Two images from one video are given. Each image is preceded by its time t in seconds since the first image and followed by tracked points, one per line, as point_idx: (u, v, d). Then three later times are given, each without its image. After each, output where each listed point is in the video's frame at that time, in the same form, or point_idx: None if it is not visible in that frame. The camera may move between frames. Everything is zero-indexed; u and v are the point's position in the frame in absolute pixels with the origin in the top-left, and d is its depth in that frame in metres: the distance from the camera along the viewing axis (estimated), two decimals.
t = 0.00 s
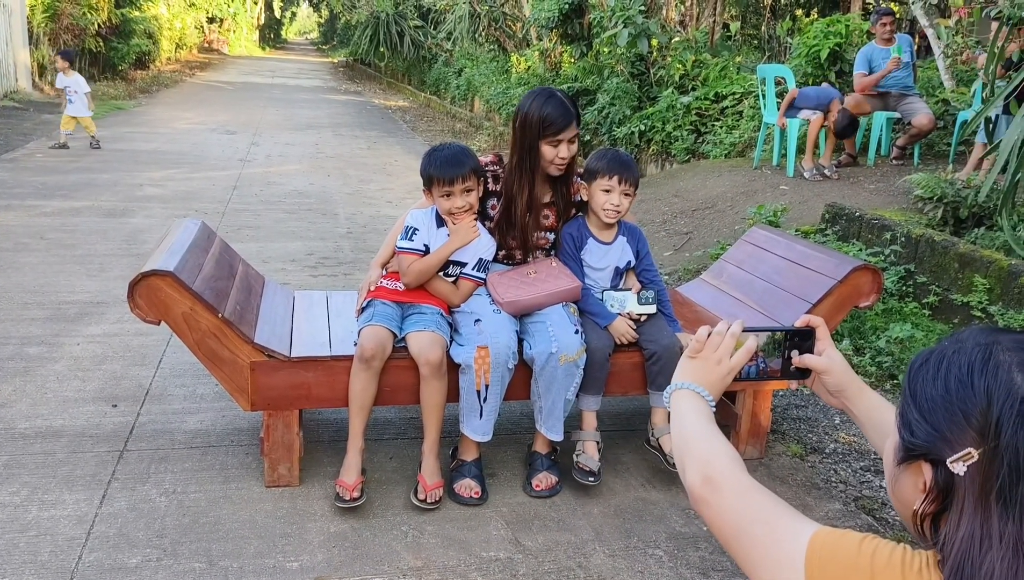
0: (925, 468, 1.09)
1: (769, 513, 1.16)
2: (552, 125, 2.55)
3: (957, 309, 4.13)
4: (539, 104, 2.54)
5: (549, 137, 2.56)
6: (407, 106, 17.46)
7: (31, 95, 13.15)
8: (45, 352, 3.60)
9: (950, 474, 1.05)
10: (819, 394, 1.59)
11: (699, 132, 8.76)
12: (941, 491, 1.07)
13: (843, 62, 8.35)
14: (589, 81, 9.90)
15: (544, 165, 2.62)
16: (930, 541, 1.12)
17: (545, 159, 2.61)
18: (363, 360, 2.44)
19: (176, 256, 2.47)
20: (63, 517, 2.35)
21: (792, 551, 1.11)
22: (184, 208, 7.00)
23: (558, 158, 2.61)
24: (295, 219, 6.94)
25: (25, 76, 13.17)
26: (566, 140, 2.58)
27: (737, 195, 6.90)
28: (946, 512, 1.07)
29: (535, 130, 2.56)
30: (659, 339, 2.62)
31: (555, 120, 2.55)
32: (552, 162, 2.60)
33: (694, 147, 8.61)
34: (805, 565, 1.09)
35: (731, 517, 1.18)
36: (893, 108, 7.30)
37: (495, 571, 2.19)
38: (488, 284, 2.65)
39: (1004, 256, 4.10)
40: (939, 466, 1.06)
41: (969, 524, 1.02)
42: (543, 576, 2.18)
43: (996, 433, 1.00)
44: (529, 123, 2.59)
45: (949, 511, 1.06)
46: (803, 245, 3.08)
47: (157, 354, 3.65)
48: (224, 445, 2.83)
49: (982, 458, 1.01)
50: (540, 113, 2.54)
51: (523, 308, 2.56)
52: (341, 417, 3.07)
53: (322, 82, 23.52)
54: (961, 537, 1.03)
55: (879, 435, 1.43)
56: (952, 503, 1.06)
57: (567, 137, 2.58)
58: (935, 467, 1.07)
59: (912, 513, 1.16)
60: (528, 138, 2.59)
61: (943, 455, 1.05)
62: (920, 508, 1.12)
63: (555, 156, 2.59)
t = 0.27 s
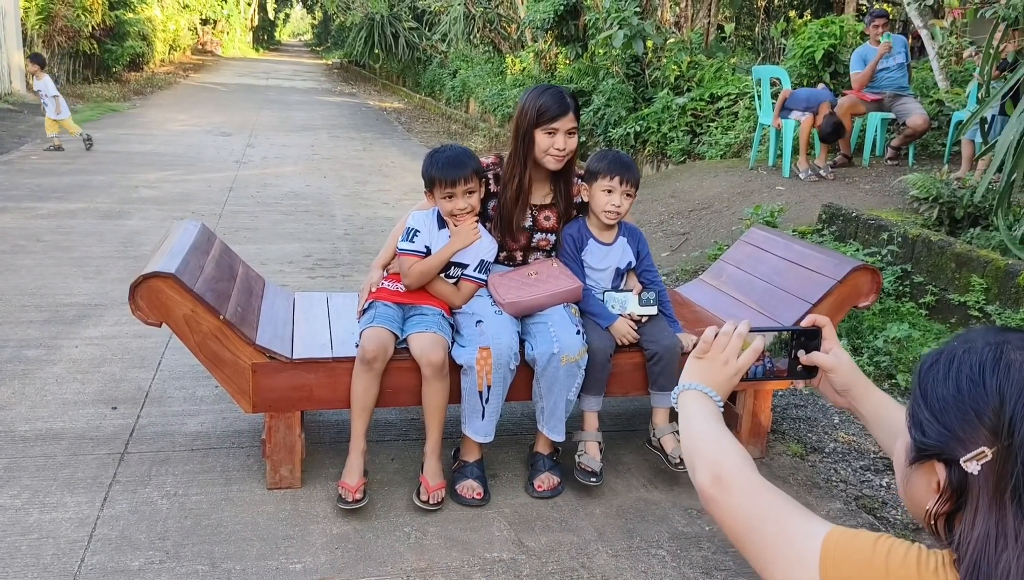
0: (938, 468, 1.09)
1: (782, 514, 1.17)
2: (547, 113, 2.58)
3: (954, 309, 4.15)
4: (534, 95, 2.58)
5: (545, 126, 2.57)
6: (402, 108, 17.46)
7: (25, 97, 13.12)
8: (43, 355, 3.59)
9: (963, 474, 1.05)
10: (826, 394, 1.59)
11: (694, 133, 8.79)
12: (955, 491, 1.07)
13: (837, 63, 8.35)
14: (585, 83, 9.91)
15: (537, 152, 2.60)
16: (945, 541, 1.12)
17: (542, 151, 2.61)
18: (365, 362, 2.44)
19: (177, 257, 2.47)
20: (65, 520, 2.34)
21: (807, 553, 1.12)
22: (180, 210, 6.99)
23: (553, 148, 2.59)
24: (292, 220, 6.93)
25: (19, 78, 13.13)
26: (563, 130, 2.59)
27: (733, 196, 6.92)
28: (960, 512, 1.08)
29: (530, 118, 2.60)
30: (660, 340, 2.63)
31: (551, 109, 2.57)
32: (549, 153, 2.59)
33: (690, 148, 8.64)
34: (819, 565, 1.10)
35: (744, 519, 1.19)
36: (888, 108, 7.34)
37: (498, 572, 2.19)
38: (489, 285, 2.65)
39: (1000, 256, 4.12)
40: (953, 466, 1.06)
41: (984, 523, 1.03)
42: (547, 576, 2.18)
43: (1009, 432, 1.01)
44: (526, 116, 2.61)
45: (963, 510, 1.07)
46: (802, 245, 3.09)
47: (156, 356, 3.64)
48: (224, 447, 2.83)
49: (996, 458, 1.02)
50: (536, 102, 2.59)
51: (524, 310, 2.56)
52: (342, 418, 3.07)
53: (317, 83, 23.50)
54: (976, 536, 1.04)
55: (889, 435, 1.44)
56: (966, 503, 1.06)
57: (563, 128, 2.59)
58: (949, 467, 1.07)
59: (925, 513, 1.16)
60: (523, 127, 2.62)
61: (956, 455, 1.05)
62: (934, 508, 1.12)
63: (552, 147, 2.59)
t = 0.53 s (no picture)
0: (992, 465, 1.08)
1: (829, 511, 1.16)
2: (558, 111, 2.56)
3: (958, 307, 4.17)
4: (544, 93, 2.57)
5: (556, 124, 2.56)
6: (396, 108, 17.43)
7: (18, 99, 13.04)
8: (48, 357, 3.56)
9: (1020, 470, 1.04)
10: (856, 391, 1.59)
11: (691, 132, 8.81)
12: (1011, 487, 1.06)
13: (834, 62, 8.39)
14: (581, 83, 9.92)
15: (548, 150, 2.58)
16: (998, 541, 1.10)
17: (553, 149, 2.59)
18: (378, 362, 2.43)
19: (188, 258, 2.45)
20: (77, 522, 2.32)
21: (859, 549, 1.11)
22: (179, 211, 6.96)
23: (563, 147, 2.57)
24: (292, 221, 6.91)
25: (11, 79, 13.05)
26: (573, 129, 2.57)
27: (733, 195, 6.93)
28: (1017, 509, 1.06)
29: (540, 116, 2.58)
30: (673, 338, 2.63)
31: (561, 107, 2.56)
32: (560, 152, 2.58)
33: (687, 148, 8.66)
34: (875, 561, 1.09)
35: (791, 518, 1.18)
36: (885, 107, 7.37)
37: (515, 572, 2.18)
38: (501, 284, 2.64)
39: (1004, 253, 4.13)
40: (1009, 463, 1.05)
41: None
42: (564, 576, 2.18)
43: None
44: (536, 114, 2.60)
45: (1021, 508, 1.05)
46: (811, 243, 3.10)
47: (162, 357, 3.62)
48: (235, 448, 2.81)
49: None
50: (547, 100, 2.58)
51: (537, 309, 2.55)
52: (352, 419, 3.05)
53: (310, 84, 23.43)
54: None
55: (925, 433, 1.44)
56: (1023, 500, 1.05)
57: (574, 126, 2.57)
58: (1005, 464, 1.06)
59: (977, 512, 1.13)
60: (533, 125, 2.60)
61: (1013, 451, 1.04)
62: (987, 506, 1.10)
63: (563, 145, 2.58)
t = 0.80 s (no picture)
0: None
1: (878, 508, 1.12)
2: (571, 111, 2.57)
3: (963, 305, 4.21)
4: (557, 94, 2.58)
5: (569, 124, 2.57)
6: (391, 110, 17.40)
7: (12, 101, 12.98)
8: (54, 360, 3.54)
9: None
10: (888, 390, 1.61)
11: (689, 133, 8.82)
12: None
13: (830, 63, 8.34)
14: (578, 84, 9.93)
15: (561, 151, 2.60)
16: None
17: (566, 150, 2.60)
18: (393, 363, 2.42)
19: (202, 260, 2.44)
20: (92, 526, 2.31)
21: (913, 546, 1.07)
22: (178, 213, 6.94)
23: (576, 147, 2.59)
24: (292, 223, 6.89)
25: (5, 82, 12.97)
26: (586, 129, 2.58)
27: (733, 195, 6.94)
28: None
29: (554, 116, 2.59)
30: (686, 338, 2.64)
31: (574, 108, 2.57)
32: (573, 152, 2.59)
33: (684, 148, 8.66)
34: (931, 559, 1.04)
35: (840, 516, 1.14)
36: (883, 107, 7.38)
37: (534, 573, 2.18)
38: (514, 285, 2.64)
39: (1008, 251, 4.14)
40: None
41: None
42: (583, 577, 2.18)
43: None
44: (549, 115, 2.61)
45: None
46: (820, 242, 3.11)
47: (169, 360, 3.61)
48: (247, 451, 2.80)
49: None
50: (560, 101, 2.59)
51: (551, 309, 2.55)
52: (363, 421, 3.05)
53: (304, 86, 23.40)
54: None
55: (959, 431, 1.47)
56: None
57: (587, 127, 2.58)
58: None
59: None
60: (547, 125, 2.62)
61: None
62: None
63: (576, 146, 2.58)
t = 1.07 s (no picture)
0: None
1: (923, 509, 1.13)
2: (586, 112, 2.57)
3: (973, 303, 4.19)
4: (572, 95, 2.58)
5: (584, 125, 2.57)
6: (392, 110, 17.39)
7: (13, 104, 12.98)
8: (65, 364, 3.54)
9: None
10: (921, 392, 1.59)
11: (692, 131, 8.81)
12: None
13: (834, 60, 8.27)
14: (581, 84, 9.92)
15: (577, 152, 2.59)
16: None
17: (581, 150, 2.60)
18: (411, 365, 2.42)
19: (219, 263, 2.44)
20: (111, 530, 2.31)
21: (962, 547, 1.07)
22: (184, 215, 6.93)
23: (592, 147, 2.58)
24: (297, 224, 6.89)
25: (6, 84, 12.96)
26: (601, 130, 2.58)
27: (739, 194, 6.93)
28: None
29: (569, 117, 2.59)
30: (703, 338, 2.63)
31: (590, 108, 2.56)
32: (589, 153, 2.59)
33: (688, 147, 8.64)
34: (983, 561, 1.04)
35: (885, 518, 1.14)
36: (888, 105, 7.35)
37: (555, 574, 2.18)
38: (530, 286, 2.63)
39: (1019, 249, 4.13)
40: None
41: None
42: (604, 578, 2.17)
43: None
44: (565, 116, 2.61)
45: None
46: (834, 241, 3.10)
47: (180, 362, 3.60)
48: (263, 453, 2.80)
49: None
50: (576, 101, 2.59)
51: (568, 310, 2.54)
52: (377, 423, 3.04)
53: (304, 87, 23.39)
54: None
55: (991, 429, 1.47)
56: None
57: (602, 127, 2.58)
58: None
59: None
60: (562, 126, 2.62)
61: None
62: None
63: (591, 146, 2.58)
